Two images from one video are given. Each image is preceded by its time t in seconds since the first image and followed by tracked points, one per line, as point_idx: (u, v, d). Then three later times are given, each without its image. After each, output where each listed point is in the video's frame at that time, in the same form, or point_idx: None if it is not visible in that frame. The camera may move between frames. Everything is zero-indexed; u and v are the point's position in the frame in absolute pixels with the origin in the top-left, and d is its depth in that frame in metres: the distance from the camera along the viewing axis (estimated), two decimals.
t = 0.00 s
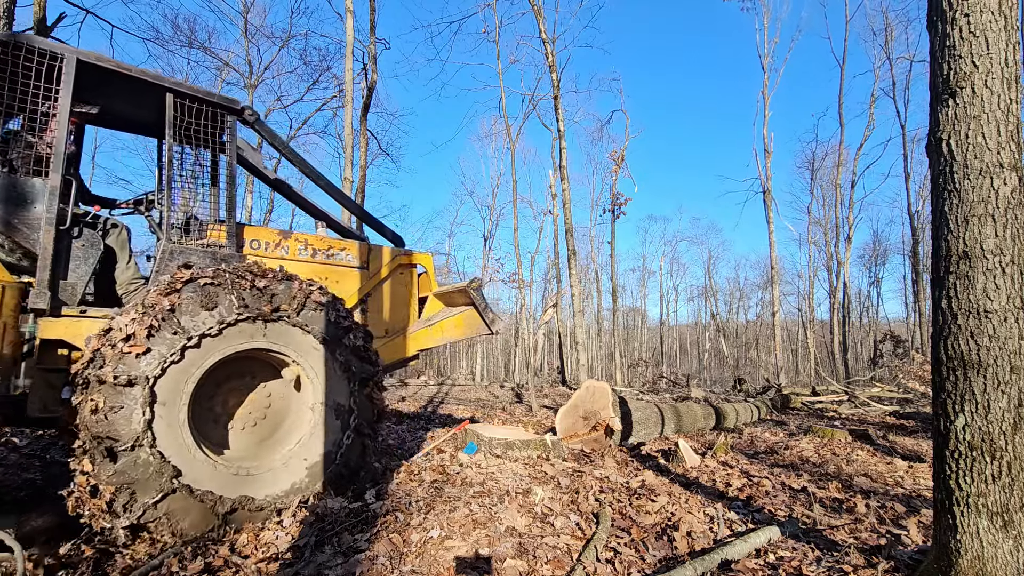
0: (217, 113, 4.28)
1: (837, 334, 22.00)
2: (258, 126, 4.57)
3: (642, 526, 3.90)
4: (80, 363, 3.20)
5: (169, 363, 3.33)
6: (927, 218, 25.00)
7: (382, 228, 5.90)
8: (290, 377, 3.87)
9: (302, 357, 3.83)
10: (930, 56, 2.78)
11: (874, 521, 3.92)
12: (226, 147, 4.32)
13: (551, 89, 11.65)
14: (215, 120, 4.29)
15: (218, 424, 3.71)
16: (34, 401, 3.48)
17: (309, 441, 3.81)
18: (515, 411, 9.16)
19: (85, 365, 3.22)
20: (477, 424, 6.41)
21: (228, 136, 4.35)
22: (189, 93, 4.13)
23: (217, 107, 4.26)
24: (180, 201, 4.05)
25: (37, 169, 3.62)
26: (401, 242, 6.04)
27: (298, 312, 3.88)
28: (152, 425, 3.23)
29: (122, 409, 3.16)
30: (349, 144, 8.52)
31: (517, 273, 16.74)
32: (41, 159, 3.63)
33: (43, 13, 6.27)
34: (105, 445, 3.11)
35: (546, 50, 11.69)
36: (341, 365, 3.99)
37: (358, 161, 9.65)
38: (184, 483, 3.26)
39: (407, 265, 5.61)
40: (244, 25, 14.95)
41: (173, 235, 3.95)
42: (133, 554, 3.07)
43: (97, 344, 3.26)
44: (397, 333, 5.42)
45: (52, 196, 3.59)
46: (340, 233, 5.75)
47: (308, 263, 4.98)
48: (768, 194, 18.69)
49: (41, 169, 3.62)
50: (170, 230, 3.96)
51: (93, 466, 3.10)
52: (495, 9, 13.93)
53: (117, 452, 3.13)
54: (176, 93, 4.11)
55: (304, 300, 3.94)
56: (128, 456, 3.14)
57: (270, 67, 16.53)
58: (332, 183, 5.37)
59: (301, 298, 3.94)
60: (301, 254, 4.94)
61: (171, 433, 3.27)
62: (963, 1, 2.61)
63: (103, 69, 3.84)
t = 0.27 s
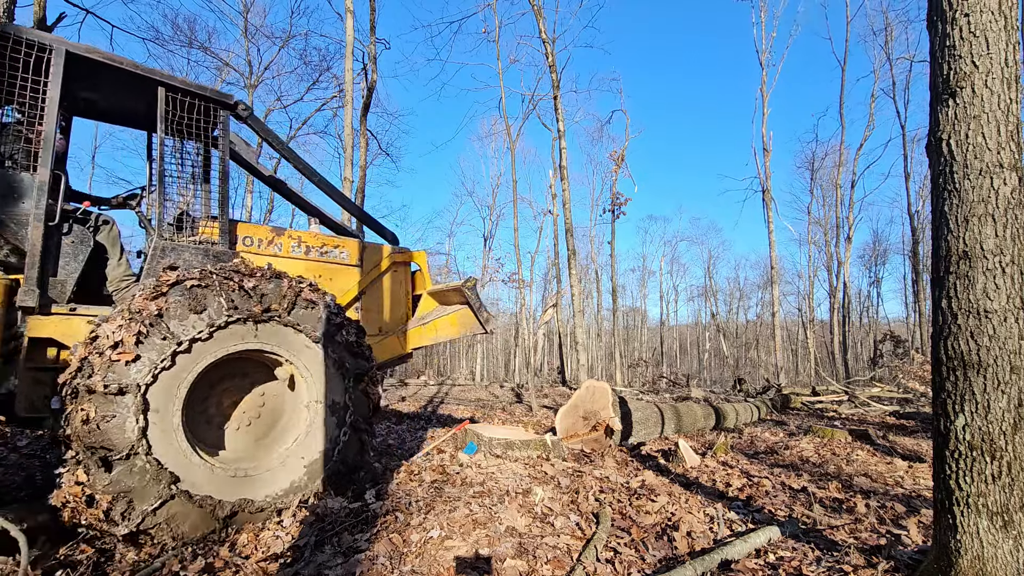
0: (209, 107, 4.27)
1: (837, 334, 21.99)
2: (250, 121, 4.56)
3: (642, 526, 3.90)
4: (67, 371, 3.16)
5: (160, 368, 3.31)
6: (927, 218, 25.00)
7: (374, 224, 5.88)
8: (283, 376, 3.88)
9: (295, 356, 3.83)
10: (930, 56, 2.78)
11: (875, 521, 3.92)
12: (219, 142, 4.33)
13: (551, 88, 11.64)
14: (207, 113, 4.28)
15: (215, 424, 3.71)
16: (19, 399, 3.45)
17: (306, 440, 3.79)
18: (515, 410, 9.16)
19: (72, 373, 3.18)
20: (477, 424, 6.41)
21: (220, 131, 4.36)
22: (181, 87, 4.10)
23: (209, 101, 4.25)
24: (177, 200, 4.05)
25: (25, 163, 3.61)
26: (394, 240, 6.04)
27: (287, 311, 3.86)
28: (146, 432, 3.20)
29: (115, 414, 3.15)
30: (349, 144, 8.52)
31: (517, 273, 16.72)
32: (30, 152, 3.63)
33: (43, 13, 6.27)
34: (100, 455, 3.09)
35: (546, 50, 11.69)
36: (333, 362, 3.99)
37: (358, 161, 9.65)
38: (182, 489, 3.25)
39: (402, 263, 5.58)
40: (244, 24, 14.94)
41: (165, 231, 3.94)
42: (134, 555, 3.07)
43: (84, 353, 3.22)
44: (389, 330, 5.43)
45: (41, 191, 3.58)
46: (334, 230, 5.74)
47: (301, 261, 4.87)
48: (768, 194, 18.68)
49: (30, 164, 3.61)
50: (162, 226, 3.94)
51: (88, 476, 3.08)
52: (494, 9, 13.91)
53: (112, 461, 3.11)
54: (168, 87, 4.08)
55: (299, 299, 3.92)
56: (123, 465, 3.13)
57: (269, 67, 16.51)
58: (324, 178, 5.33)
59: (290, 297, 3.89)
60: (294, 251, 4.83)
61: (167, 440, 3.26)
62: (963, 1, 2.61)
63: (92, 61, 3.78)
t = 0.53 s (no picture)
0: (194, 98, 4.16)
1: (837, 334, 22.00)
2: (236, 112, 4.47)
3: (642, 526, 3.90)
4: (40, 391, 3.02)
5: (139, 379, 3.18)
6: (927, 218, 25.00)
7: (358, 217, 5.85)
8: (268, 373, 3.78)
9: (280, 351, 3.74)
10: (930, 56, 2.78)
11: (874, 521, 3.92)
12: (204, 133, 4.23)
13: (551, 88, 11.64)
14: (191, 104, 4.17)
15: (202, 426, 3.69)
16: None
17: (298, 433, 3.74)
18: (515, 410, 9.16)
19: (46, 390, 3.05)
20: (477, 424, 6.42)
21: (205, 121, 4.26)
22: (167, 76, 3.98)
23: (195, 91, 4.14)
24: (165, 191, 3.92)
25: None
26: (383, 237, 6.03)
27: (267, 308, 3.74)
28: (132, 446, 3.10)
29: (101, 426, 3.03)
30: (349, 144, 8.52)
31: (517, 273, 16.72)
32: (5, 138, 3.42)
33: (42, 13, 6.26)
34: (87, 474, 2.97)
35: (546, 50, 11.70)
36: (319, 354, 3.90)
37: (358, 161, 9.65)
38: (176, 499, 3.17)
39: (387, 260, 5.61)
40: (245, 25, 14.93)
41: (149, 225, 3.80)
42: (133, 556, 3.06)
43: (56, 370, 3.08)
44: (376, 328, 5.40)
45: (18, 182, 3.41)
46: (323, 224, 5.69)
47: (288, 256, 4.89)
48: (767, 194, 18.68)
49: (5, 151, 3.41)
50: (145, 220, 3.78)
51: (75, 496, 2.94)
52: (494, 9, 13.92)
53: (99, 478, 2.99)
54: (152, 76, 3.95)
55: (294, 298, 3.89)
56: (112, 481, 3.02)
57: (270, 67, 16.52)
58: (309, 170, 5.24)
59: (266, 294, 3.78)
60: (281, 246, 4.83)
61: (155, 452, 3.16)
62: (962, 1, 2.61)
63: (70, 48, 3.61)
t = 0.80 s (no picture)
0: (175, 88, 3.96)
1: (837, 334, 21.99)
2: (219, 104, 4.28)
3: (642, 526, 3.90)
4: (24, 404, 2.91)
5: (129, 385, 3.10)
6: (927, 218, 24.98)
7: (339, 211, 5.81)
8: (257, 370, 3.72)
9: (268, 347, 3.68)
10: (930, 56, 2.78)
11: (874, 521, 3.92)
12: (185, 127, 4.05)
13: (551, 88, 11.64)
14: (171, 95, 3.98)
15: (192, 426, 3.63)
16: None
17: (293, 427, 3.72)
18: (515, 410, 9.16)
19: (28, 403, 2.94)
20: (477, 424, 6.42)
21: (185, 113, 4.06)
22: (146, 66, 3.77)
23: (175, 82, 3.93)
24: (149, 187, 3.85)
25: None
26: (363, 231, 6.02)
27: (252, 305, 3.65)
28: (127, 453, 3.04)
29: (93, 433, 2.98)
30: (349, 144, 8.52)
31: (517, 273, 16.71)
32: None
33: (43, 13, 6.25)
34: (84, 483, 2.92)
35: (546, 50, 11.70)
36: (307, 347, 3.85)
37: (358, 161, 9.65)
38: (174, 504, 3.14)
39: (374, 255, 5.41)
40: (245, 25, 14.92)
41: (127, 220, 3.64)
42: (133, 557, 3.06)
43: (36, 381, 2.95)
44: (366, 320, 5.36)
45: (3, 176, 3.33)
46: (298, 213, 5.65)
47: (270, 252, 4.66)
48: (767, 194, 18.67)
49: None
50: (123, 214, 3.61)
51: (72, 506, 2.89)
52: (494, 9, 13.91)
53: (95, 487, 2.95)
54: (130, 65, 3.73)
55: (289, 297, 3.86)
56: (109, 489, 2.98)
57: (270, 67, 16.50)
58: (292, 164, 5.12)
59: (251, 291, 3.68)
60: (263, 242, 4.60)
61: (150, 458, 3.11)
62: (962, 1, 2.61)
63: (43, 33, 3.42)
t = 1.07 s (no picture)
0: (154, 86, 3.79)
1: (837, 334, 21.99)
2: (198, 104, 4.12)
3: (642, 526, 3.90)
4: (9, 416, 2.79)
5: (120, 389, 2.99)
6: (926, 219, 24.98)
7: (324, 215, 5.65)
8: (243, 366, 3.66)
9: (253, 343, 3.62)
10: (930, 56, 2.78)
11: (875, 521, 3.92)
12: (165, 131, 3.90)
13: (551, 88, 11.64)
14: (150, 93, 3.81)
15: (179, 427, 3.54)
16: None
17: (284, 419, 3.69)
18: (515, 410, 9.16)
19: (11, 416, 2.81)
20: (477, 424, 6.42)
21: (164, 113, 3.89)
22: (125, 63, 3.60)
23: (155, 80, 3.77)
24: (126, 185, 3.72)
25: None
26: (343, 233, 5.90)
27: (236, 301, 3.58)
28: (123, 458, 2.95)
29: (87, 441, 2.86)
30: (349, 144, 8.52)
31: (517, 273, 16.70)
32: None
33: (43, 13, 6.23)
34: (81, 490, 2.82)
35: (546, 50, 11.70)
36: (295, 340, 3.82)
37: (358, 161, 9.65)
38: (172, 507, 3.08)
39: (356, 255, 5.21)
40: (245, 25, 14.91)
41: (106, 220, 3.53)
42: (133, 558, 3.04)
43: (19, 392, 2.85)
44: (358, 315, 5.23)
45: None
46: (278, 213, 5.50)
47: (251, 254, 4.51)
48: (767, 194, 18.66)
49: None
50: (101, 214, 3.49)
51: (69, 515, 2.80)
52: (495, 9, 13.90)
53: (92, 494, 2.86)
54: (109, 62, 3.56)
55: (273, 293, 3.81)
56: (107, 495, 2.89)
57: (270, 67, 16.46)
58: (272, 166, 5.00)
59: (235, 287, 3.61)
60: (243, 243, 4.45)
61: (146, 462, 3.02)
62: (962, 1, 2.61)
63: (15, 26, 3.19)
